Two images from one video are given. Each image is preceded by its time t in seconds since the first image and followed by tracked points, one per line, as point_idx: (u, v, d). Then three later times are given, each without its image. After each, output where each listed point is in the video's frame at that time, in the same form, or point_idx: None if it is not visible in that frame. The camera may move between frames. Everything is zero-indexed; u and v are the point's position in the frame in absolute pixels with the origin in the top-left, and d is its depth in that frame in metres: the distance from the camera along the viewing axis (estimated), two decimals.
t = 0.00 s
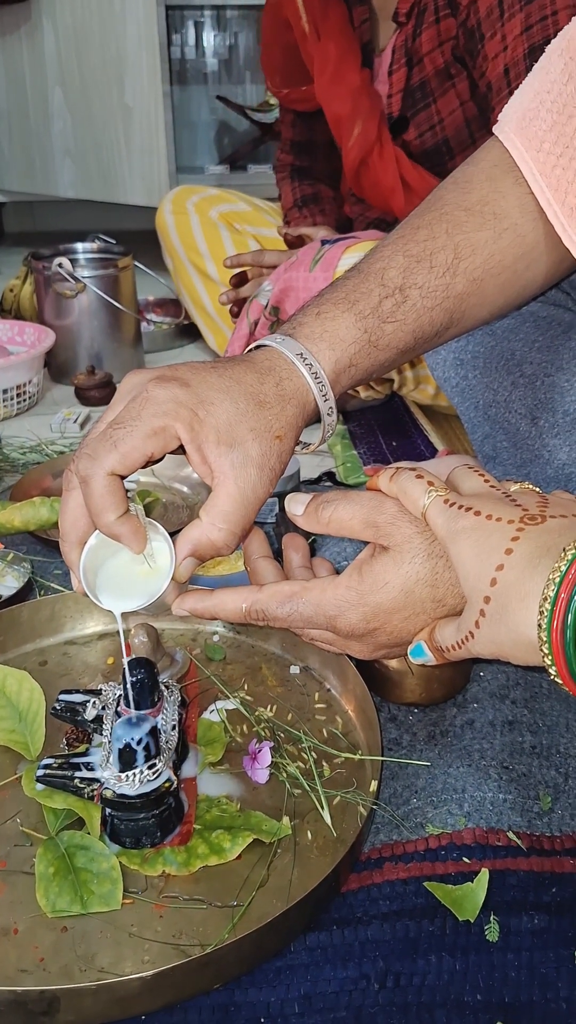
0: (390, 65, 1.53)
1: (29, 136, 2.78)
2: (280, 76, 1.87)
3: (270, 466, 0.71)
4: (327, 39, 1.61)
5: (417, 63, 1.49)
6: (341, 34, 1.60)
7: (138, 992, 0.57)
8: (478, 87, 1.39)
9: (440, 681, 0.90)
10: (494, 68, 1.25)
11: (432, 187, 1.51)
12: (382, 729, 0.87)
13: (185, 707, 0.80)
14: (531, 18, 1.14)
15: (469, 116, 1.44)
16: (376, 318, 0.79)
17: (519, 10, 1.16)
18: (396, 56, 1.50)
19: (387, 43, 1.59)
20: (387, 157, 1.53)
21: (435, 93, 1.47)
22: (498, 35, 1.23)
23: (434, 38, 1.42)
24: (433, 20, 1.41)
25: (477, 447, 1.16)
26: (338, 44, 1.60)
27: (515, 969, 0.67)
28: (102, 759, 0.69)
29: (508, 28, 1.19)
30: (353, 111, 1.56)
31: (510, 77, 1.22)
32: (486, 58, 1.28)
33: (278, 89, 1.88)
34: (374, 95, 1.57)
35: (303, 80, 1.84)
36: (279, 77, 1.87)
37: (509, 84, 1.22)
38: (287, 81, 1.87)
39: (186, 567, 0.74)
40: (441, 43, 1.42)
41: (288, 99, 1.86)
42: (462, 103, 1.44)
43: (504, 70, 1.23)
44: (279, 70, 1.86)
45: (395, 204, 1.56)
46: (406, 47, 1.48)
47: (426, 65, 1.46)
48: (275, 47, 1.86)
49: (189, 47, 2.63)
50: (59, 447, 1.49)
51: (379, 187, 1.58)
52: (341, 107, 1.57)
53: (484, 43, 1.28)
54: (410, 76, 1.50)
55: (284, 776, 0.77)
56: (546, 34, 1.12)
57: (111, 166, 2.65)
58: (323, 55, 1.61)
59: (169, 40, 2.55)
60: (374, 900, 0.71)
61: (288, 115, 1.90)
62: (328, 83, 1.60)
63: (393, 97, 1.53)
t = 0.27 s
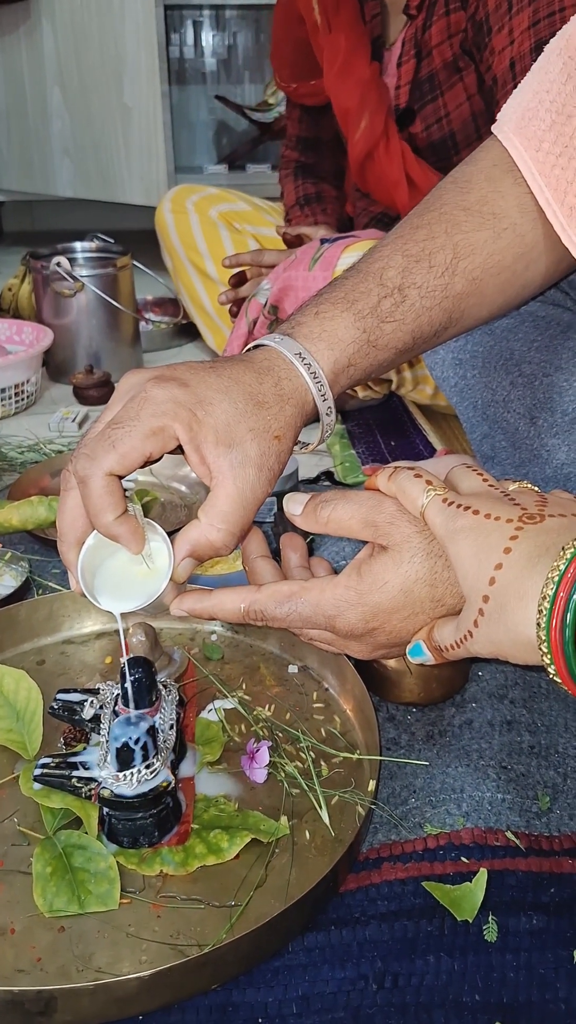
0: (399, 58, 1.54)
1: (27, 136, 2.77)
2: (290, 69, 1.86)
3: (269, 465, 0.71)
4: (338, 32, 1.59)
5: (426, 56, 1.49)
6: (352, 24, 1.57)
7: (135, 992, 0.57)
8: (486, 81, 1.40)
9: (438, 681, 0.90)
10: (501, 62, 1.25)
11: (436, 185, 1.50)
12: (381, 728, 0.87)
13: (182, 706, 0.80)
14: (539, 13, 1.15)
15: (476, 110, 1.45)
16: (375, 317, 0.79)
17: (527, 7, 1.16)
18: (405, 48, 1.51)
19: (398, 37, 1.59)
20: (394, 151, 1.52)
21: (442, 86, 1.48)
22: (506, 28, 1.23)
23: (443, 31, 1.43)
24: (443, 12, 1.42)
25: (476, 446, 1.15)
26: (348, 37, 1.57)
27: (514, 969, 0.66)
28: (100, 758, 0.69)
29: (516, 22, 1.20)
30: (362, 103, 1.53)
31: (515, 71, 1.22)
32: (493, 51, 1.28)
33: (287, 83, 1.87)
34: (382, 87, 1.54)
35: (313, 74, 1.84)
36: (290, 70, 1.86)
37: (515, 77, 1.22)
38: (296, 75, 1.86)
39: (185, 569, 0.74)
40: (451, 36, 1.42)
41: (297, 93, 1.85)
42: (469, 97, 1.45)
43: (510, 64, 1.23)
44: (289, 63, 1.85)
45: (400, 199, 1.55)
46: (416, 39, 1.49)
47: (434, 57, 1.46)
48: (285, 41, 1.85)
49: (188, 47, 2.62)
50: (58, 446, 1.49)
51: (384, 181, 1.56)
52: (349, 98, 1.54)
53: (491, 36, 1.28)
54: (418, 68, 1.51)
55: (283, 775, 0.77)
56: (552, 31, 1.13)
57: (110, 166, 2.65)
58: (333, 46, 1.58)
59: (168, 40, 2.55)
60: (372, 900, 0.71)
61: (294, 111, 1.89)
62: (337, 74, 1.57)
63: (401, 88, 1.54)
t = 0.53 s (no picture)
0: (404, 55, 1.54)
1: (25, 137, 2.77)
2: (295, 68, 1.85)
3: (265, 465, 0.71)
4: (345, 26, 1.57)
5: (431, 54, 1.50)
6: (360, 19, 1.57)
7: (133, 992, 0.57)
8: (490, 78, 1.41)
9: (435, 681, 0.90)
10: (505, 60, 1.26)
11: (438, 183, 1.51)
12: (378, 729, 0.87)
13: (180, 707, 0.80)
14: (543, 13, 1.16)
15: (479, 108, 1.45)
16: (372, 318, 0.79)
17: (532, 7, 1.18)
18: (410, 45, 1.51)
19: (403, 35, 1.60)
20: (398, 148, 1.52)
21: (446, 83, 1.48)
22: (510, 27, 1.24)
23: (448, 28, 1.44)
24: (448, 10, 1.43)
25: (474, 447, 1.16)
26: (356, 32, 1.56)
27: (511, 969, 0.67)
28: (97, 759, 0.69)
29: (520, 21, 1.21)
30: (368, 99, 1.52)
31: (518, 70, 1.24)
32: (497, 49, 1.28)
33: (291, 81, 1.86)
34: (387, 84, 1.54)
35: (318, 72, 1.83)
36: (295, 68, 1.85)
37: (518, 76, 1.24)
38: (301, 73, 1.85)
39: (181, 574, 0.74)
40: (455, 33, 1.43)
41: (302, 88, 1.84)
42: (473, 95, 1.45)
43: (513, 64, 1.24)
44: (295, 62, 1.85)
45: (401, 197, 1.56)
46: (420, 37, 1.49)
47: (439, 55, 1.47)
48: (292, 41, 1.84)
49: (186, 47, 2.63)
50: (56, 447, 1.49)
51: (386, 178, 1.56)
52: (355, 93, 1.53)
53: (495, 35, 1.29)
54: (423, 65, 1.52)
55: (280, 776, 0.77)
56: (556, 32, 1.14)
57: (108, 166, 2.65)
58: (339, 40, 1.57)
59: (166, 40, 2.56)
60: (369, 900, 0.71)
61: (299, 110, 1.89)
62: (343, 68, 1.56)
63: (405, 86, 1.54)
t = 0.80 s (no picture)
0: (402, 57, 1.54)
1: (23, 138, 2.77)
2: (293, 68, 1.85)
3: (263, 465, 0.71)
4: (346, 26, 1.57)
5: (429, 55, 1.50)
6: (360, 20, 1.56)
7: (130, 992, 0.57)
8: (489, 81, 1.41)
9: (433, 681, 0.90)
10: (504, 63, 1.26)
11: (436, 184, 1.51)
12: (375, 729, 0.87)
13: (178, 707, 0.80)
14: (543, 15, 1.16)
15: (477, 110, 1.46)
16: (370, 318, 0.79)
17: (531, 8, 1.18)
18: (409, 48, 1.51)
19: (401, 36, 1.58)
20: (396, 149, 1.52)
21: (445, 85, 1.48)
22: (509, 30, 1.25)
23: (447, 31, 1.44)
24: (447, 13, 1.43)
25: (471, 447, 1.16)
26: (356, 32, 1.56)
27: (507, 969, 0.67)
28: (95, 759, 0.69)
29: (519, 23, 1.21)
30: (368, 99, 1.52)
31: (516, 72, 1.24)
32: (496, 51, 1.28)
33: (290, 81, 1.86)
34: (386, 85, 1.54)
35: (316, 73, 1.84)
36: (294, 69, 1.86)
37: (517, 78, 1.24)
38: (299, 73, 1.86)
39: (178, 572, 0.74)
40: (454, 36, 1.43)
41: (300, 90, 1.85)
42: (472, 97, 1.45)
43: (511, 66, 1.25)
44: (294, 63, 1.85)
45: (399, 197, 1.56)
46: (419, 40, 1.49)
47: (438, 57, 1.47)
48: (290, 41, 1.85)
49: (184, 48, 2.64)
50: (54, 448, 1.49)
51: (385, 179, 1.56)
52: (356, 93, 1.53)
53: (493, 37, 1.29)
54: (422, 67, 1.52)
55: (277, 776, 0.77)
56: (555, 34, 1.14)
57: (106, 167, 2.65)
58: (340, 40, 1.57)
59: (164, 40, 2.56)
60: (366, 900, 0.71)
61: (296, 110, 1.89)
62: (344, 68, 1.56)
63: (404, 87, 1.54)
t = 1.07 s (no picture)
0: (397, 63, 1.54)
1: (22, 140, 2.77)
2: (289, 73, 1.86)
3: (262, 465, 0.71)
4: (339, 32, 1.58)
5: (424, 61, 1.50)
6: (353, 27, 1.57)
7: (127, 994, 0.57)
8: (485, 87, 1.40)
9: (431, 682, 0.90)
10: (500, 69, 1.26)
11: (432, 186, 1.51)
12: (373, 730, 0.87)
13: (176, 708, 0.80)
14: (539, 21, 1.16)
15: (473, 115, 1.46)
16: (368, 319, 0.79)
17: (526, 13, 1.18)
18: (403, 54, 1.51)
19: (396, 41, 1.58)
20: (391, 154, 1.52)
21: (441, 91, 1.48)
22: (505, 39, 1.24)
23: (442, 37, 1.43)
24: (443, 19, 1.42)
25: (469, 448, 1.16)
26: (350, 37, 1.57)
27: (506, 971, 0.67)
28: (93, 760, 0.69)
29: (516, 31, 1.20)
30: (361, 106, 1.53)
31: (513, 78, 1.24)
32: (493, 57, 1.28)
33: (286, 87, 1.87)
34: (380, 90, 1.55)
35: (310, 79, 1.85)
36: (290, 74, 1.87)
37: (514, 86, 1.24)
38: (295, 78, 1.87)
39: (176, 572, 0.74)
40: (450, 42, 1.43)
41: (295, 96, 1.86)
42: (468, 103, 1.45)
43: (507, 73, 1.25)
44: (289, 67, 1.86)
45: (394, 202, 1.56)
46: (414, 46, 1.49)
47: (433, 63, 1.47)
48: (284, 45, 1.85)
49: (183, 49, 2.64)
50: (52, 449, 1.49)
51: (380, 184, 1.57)
52: (349, 100, 1.54)
53: (489, 43, 1.29)
54: (417, 73, 1.52)
55: (275, 777, 0.77)
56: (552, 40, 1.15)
57: (105, 169, 2.65)
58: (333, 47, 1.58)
59: (163, 41, 2.56)
60: (364, 902, 0.71)
61: (292, 113, 1.90)
62: (337, 75, 1.57)
63: (399, 94, 1.54)
